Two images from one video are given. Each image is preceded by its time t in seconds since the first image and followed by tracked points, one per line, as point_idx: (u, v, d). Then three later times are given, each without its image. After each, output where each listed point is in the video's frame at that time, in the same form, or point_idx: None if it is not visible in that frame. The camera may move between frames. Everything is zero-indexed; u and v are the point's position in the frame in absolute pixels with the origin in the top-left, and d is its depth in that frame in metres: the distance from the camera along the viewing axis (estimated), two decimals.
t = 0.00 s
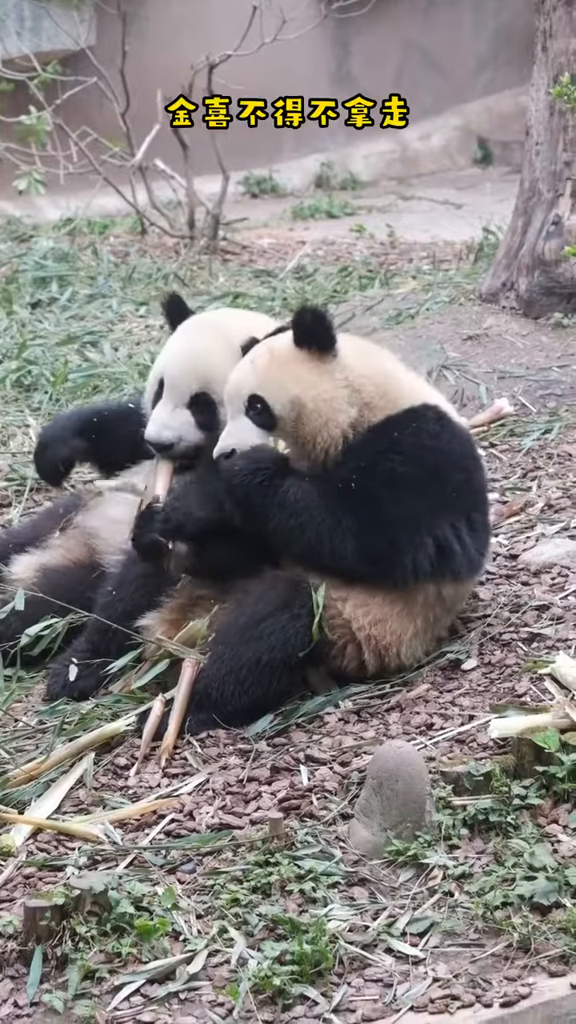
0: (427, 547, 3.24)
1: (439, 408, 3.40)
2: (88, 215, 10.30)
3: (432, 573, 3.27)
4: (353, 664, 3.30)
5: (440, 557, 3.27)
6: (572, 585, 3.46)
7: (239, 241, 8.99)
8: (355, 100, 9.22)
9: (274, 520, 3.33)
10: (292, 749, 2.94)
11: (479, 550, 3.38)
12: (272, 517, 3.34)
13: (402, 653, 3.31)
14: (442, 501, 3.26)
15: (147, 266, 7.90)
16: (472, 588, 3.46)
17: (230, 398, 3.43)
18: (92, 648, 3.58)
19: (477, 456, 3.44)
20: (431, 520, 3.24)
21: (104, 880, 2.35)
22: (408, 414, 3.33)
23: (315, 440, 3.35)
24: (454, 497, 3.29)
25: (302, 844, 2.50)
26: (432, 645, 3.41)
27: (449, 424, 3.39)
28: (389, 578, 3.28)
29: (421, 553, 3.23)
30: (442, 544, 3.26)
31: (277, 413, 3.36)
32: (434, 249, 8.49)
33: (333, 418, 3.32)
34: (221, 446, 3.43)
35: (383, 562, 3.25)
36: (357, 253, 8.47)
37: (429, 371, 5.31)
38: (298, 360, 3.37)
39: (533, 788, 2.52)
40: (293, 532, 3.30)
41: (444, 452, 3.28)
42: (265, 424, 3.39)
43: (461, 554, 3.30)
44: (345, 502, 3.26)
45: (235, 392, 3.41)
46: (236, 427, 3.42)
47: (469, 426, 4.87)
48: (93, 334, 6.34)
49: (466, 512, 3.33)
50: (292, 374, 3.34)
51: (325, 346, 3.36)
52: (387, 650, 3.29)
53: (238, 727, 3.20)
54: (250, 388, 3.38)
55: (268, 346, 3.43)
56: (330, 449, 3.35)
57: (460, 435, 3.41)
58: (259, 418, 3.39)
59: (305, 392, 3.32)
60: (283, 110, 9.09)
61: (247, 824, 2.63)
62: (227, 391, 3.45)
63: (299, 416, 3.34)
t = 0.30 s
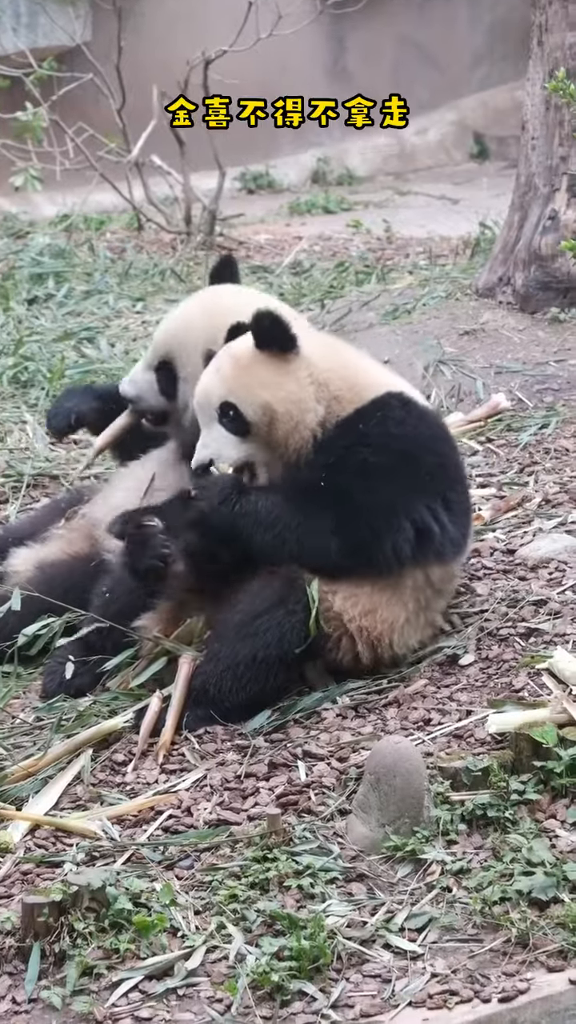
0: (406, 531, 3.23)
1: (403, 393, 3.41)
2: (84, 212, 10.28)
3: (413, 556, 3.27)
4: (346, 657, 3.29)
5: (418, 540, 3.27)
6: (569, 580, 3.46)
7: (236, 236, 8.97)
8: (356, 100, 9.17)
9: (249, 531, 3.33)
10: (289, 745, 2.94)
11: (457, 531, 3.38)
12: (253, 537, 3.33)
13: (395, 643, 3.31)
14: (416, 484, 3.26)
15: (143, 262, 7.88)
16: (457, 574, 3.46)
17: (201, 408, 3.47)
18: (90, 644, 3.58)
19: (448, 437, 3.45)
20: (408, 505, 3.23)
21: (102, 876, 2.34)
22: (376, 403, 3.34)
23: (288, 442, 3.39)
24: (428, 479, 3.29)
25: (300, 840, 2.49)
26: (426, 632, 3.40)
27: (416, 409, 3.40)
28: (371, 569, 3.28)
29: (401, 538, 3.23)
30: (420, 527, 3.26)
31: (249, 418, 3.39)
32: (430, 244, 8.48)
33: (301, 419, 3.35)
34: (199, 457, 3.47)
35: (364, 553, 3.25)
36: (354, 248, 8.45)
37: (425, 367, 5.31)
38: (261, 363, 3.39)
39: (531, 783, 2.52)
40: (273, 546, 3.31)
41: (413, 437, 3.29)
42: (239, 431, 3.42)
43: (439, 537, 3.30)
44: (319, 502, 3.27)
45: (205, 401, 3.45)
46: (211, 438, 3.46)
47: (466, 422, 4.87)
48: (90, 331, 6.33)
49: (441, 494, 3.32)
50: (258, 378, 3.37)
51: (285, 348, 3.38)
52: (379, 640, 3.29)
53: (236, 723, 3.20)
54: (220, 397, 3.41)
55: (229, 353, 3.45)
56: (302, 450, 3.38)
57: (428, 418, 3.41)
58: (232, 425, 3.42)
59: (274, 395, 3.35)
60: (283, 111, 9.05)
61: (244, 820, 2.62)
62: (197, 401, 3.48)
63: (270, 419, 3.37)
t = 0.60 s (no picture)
0: (369, 528, 3.25)
1: (385, 393, 3.40)
2: (81, 208, 10.28)
3: (377, 549, 3.30)
4: (330, 638, 3.32)
5: (381, 535, 3.29)
6: (567, 576, 3.46)
7: (233, 232, 8.95)
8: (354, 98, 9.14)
9: (215, 524, 3.37)
10: (288, 741, 2.94)
11: (433, 525, 3.37)
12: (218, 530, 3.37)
13: (373, 626, 3.35)
14: (383, 481, 3.26)
15: (141, 258, 7.88)
16: (436, 562, 3.46)
17: (191, 388, 3.50)
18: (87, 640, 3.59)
19: (433, 438, 3.44)
20: (373, 501, 3.25)
21: (101, 874, 2.34)
22: (353, 403, 3.35)
23: (270, 432, 3.43)
24: (399, 476, 3.29)
25: (299, 836, 2.49)
26: (406, 618, 3.42)
27: (396, 406, 3.39)
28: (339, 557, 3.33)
29: (362, 533, 3.26)
30: (383, 522, 3.27)
31: (237, 407, 3.42)
32: (427, 240, 8.48)
33: (284, 409, 3.39)
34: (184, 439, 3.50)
35: (330, 542, 3.30)
36: (351, 244, 8.43)
37: (422, 363, 5.31)
38: (253, 352, 3.41)
39: (530, 780, 2.52)
40: (239, 537, 3.35)
41: (387, 436, 3.29)
42: (225, 417, 3.45)
43: (409, 534, 3.31)
44: (280, 495, 3.32)
45: (197, 383, 3.48)
46: (198, 420, 3.48)
47: (464, 417, 4.87)
48: (88, 327, 6.33)
49: (417, 492, 3.32)
50: (248, 368, 3.39)
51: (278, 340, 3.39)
52: (356, 623, 3.33)
53: (233, 719, 3.20)
54: (211, 382, 3.44)
55: (223, 337, 3.48)
56: (284, 439, 3.43)
57: (410, 416, 3.40)
58: (220, 411, 3.45)
59: (262, 387, 3.38)
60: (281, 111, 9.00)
61: (243, 816, 2.62)
62: (188, 381, 3.51)
63: (256, 410, 3.41)
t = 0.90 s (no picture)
0: (370, 521, 3.27)
1: (393, 393, 3.42)
2: (83, 207, 10.29)
3: (378, 542, 3.31)
4: (329, 630, 3.29)
5: (382, 529, 3.30)
6: (568, 577, 3.46)
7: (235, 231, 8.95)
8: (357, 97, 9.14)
9: (223, 504, 3.33)
10: (288, 740, 2.93)
11: (435, 522, 3.38)
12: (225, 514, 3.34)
13: (372, 617, 3.34)
14: (386, 476, 3.28)
15: (142, 256, 7.88)
16: (437, 558, 3.46)
17: (201, 372, 3.48)
18: (88, 638, 3.59)
19: (438, 439, 3.45)
20: (375, 495, 3.26)
21: (100, 872, 2.34)
22: (360, 400, 3.37)
23: (277, 423, 3.43)
24: (403, 473, 3.30)
25: (298, 835, 2.49)
26: (405, 610, 3.41)
27: (403, 407, 3.40)
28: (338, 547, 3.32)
29: (364, 526, 3.27)
30: (384, 517, 3.28)
31: (246, 395, 3.42)
32: (429, 240, 8.48)
33: (293, 402, 3.40)
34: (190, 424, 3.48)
35: (330, 531, 3.30)
36: (352, 243, 8.43)
37: (424, 363, 5.31)
38: (267, 343, 3.42)
39: (530, 780, 2.52)
40: (246, 519, 3.31)
41: (394, 435, 3.31)
42: (234, 404, 3.45)
43: (410, 529, 3.32)
44: (286, 484, 3.32)
45: (207, 367, 3.47)
46: (205, 404, 3.48)
47: (466, 417, 4.87)
48: (90, 325, 6.32)
49: (420, 489, 3.33)
50: (262, 358, 3.39)
51: (292, 334, 3.40)
52: (354, 613, 3.31)
53: (233, 718, 3.20)
54: (222, 368, 3.43)
55: (238, 324, 3.47)
56: (290, 430, 3.44)
57: (415, 417, 3.42)
58: (229, 398, 3.45)
59: (273, 378, 3.38)
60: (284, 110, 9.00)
61: (243, 815, 2.62)
62: (198, 365, 3.50)
63: (265, 400, 3.41)
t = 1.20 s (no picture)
0: (380, 521, 3.27)
1: (406, 395, 3.42)
2: (87, 208, 10.30)
3: (387, 541, 3.31)
4: (332, 628, 3.29)
5: (393, 528, 3.30)
6: (571, 578, 3.45)
7: (238, 233, 8.94)
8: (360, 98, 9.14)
9: (242, 488, 3.37)
10: (290, 742, 2.93)
11: (443, 525, 3.38)
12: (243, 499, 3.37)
13: (374, 615, 3.33)
14: (400, 477, 3.27)
15: (146, 258, 7.88)
16: (443, 561, 3.46)
17: (217, 363, 3.47)
18: (91, 640, 3.59)
19: (447, 443, 3.45)
20: (388, 496, 3.26)
21: (102, 874, 2.34)
22: (376, 400, 3.36)
23: (292, 416, 3.44)
24: (416, 476, 3.30)
25: (301, 837, 2.48)
26: (409, 611, 3.40)
27: (417, 411, 3.40)
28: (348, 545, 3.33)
29: (374, 527, 3.27)
30: (395, 518, 3.29)
31: (263, 388, 3.42)
32: (433, 240, 8.47)
33: (309, 396, 3.41)
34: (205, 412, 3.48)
35: (340, 529, 3.30)
36: (356, 244, 8.42)
37: (427, 365, 5.31)
38: (286, 336, 3.44)
39: (533, 781, 2.52)
40: (263, 504, 3.34)
41: (407, 436, 3.30)
42: (249, 397, 3.45)
43: (421, 531, 3.32)
44: (302, 480, 3.33)
45: (223, 358, 3.46)
46: (219, 395, 3.48)
47: (469, 418, 4.86)
48: (93, 326, 6.32)
49: (430, 491, 3.33)
50: (281, 351, 3.41)
51: (310, 329, 3.43)
52: (357, 611, 3.31)
53: (236, 719, 3.20)
54: (239, 359, 3.43)
55: (256, 317, 3.48)
56: (304, 424, 3.45)
57: (428, 421, 3.42)
58: (245, 390, 3.45)
59: (291, 372, 3.40)
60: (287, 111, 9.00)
61: (246, 817, 2.62)
62: (213, 356, 3.49)
63: (281, 394, 3.41)
